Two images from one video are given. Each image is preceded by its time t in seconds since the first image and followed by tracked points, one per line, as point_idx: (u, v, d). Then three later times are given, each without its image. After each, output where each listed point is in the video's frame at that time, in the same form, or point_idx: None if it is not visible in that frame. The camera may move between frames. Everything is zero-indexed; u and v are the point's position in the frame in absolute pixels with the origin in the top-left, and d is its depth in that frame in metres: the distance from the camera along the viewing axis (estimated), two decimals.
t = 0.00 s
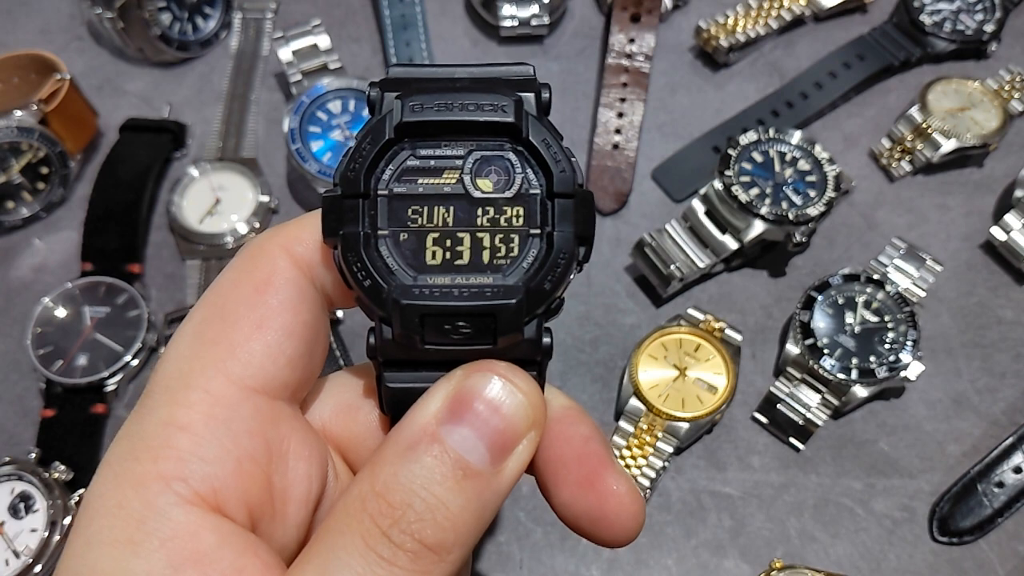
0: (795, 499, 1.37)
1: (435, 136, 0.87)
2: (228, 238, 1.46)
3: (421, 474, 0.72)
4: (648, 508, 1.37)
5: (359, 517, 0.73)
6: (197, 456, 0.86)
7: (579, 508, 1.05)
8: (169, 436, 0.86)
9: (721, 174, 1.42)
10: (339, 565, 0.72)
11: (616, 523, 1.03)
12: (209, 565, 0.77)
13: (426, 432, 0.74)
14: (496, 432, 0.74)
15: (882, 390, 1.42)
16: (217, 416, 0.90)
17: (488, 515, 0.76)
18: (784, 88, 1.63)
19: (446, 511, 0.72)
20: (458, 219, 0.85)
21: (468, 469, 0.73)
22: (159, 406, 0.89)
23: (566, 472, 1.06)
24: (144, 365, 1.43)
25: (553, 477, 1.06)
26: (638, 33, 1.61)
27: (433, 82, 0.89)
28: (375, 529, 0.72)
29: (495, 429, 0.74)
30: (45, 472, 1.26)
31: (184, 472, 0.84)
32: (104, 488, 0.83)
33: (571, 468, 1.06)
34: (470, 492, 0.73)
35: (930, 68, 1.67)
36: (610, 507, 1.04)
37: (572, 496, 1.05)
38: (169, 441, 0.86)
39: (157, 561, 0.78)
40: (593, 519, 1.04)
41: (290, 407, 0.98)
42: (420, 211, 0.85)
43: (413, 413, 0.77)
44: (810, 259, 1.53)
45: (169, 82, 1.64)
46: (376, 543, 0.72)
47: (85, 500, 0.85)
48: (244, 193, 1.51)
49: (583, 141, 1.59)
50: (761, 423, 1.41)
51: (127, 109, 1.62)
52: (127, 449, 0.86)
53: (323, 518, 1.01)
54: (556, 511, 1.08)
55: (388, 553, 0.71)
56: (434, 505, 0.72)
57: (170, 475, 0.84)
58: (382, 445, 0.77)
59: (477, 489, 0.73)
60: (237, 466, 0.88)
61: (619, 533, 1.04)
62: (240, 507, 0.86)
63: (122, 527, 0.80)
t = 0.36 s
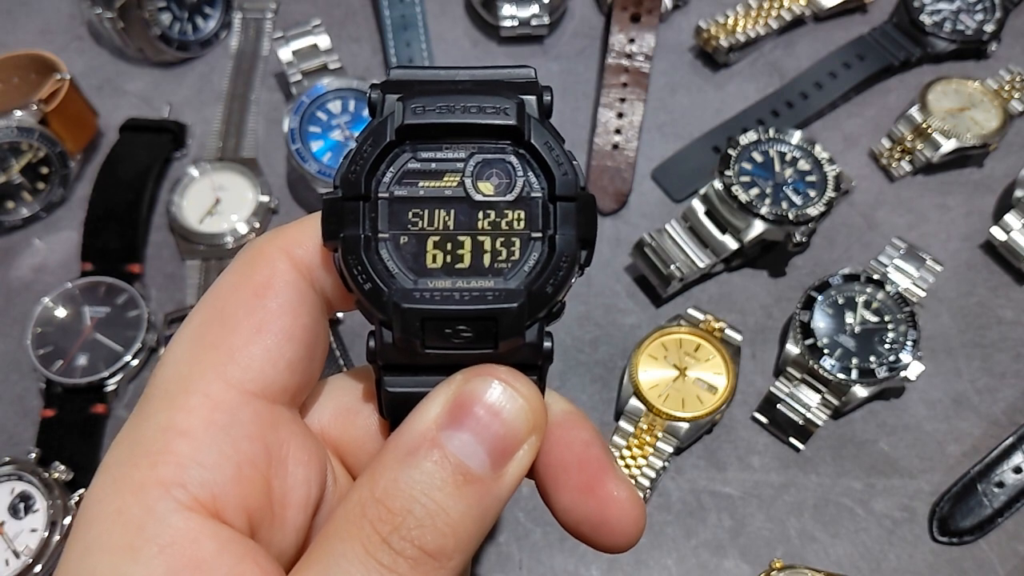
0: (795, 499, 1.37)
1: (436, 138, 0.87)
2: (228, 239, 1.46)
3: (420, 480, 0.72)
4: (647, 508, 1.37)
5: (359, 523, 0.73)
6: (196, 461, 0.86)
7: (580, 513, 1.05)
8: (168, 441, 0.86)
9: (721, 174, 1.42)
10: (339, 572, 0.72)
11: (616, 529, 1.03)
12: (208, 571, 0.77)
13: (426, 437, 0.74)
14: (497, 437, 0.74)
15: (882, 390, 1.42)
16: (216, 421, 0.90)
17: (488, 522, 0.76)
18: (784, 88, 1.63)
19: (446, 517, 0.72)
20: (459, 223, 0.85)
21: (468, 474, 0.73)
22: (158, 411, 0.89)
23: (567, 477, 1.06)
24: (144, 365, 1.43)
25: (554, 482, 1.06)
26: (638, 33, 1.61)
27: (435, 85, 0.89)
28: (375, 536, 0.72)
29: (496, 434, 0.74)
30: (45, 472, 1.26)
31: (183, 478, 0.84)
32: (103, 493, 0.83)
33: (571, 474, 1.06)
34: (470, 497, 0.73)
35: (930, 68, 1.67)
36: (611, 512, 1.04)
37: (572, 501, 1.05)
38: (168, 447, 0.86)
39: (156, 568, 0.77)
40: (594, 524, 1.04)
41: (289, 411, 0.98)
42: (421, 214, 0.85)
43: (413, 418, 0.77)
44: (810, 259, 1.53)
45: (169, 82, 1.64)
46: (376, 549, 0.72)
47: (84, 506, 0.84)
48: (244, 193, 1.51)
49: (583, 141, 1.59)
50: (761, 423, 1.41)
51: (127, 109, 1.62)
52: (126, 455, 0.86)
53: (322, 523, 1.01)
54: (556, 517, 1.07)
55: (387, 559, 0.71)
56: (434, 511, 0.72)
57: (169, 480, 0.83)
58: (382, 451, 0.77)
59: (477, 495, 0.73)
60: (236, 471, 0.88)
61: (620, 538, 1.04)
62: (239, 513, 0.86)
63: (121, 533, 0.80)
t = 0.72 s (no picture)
0: (795, 499, 1.37)
1: (433, 140, 0.87)
2: (228, 239, 1.46)
3: (417, 483, 0.72)
4: (648, 509, 1.37)
5: (356, 526, 0.73)
6: (195, 465, 0.86)
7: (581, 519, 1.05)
8: (167, 445, 0.86)
9: (721, 174, 1.42)
10: None
11: (615, 532, 1.03)
12: None
13: (422, 439, 0.74)
14: (493, 438, 0.74)
15: (882, 390, 1.42)
16: (215, 425, 0.90)
17: (485, 523, 0.76)
18: (784, 88, 1.63)
19: (444, 519, 0.72)
20: (456, 224, 0.84)
21: (465, 476, 0.73)
22: (156, 416, 0.89)
23: (566, 480, 1.06)
24: (144, 365, 1.43)
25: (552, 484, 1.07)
26: (638, 33, 1.61)
27: (431, 87, 0.89)
28: (372, 539, 0.72)
29: (492, 434, 0.74)
30: (44, 472, 1.26)
31: (181, 483, 0.84)
32: (101, 498, 0.83)
33: (569, 476, 1.06)
34: (468, 499, 0.73)
35: (930, 68, 1.67)
36: (610, 514, 1.04)
37: (571, 503, 1.05)
38: (167, 451, 0.86)
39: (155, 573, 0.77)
40: (593, 527, 1.05)
41: (288, 414, 0.98)
42: (418, 215, 0.85)
43: (409, 420, 0.77)
44: (810, 259, 1.53)
45: (170, 82, 1.64)
46: (373, 551, 0.72)
47: (82, 510, 0.84)
48: (243, 193, 1.51)
49: (583, 141, 1.59)
50: (761, 423, 1.41)
51: (127, 109, 1.62)
52: (125, 460, 0.86)
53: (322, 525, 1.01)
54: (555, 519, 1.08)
55: (385, 562, 0.71)
56: (432, 513, 0.72)
57: (168, 485, 0.83)
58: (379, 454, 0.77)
59: (475, 496, 0.74)
60: (235, 475, 0.88)
61: (619, 541, 1.04)
62: (238, 517, 0.86)
63: (120, 538, 0.80)
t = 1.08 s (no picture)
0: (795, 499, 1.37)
1: (439, 140, 0.87)
2: (228, 239, 1.47)
3: (424, 483, 0.72)
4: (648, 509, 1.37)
5: (362, 526, 0.73)
6: (203, 467, 0.86)
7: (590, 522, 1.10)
8: (174, 447, 0.87)
9: (721, 174, 1.42)
10: None
11: (620, 534, 1.10)
12: None
13: (427, 439, 0.74)
14: (498, 437, 0.74)
15: (882, 390, 1.42)
16: (223, 428, 0.90)
17: (492, 524, 0.76)
18: (784, 88, 1.63)
19: (449, 519, 0.72)
20: (463, 223, 0.84)
21: (471, 475, 0.73)
22: (163, 418, 0.89)
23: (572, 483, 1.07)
24: (144, 365, 1.43)
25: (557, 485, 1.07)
26: (638, 33, 1.61)
27: (438, 87, 0.90)
28: (377, 538, 0.72)
29: (496, 433, 0.74)
30: (45, 472, 1.26)
31: (189, 485, 0.84)
32: (109, 501, 0.84)
33: (577, 479, 1.09)
34: (473, 498, 0.73)
35: (930, 68, 1.67)
36: (618, 517, 1.10)
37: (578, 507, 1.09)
38: (175, 454, 0.86)
39: None
40: (599, 530, 1.10)
41: (295, 415, 0.98)
42: (424, 215, 0.85)
43: (414, 420, 0.77)
44: (810, 259, 1.53)
45: (169, 82, 1.64)
46: (378, 552, 0.72)
47: (90, 513, 0.85)
48: (244, 193, 1.51)
49: (583, 141, 1.59)
50: (761, 423, 1.41)
51: (127, 109, 1.62)
52: (133, 462, 0.86)
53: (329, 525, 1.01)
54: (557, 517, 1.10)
55: (390, 561, 0.71)
56: (437, 513, 0.72)
57: (176, 487, 0.84)
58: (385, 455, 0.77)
59: (480, 495, 0.74)
60: (243, 477, 0.88)
61: (622, 542, 1.11)
62: (246, 519, 0.86)
63: (128, 541, 0.80)
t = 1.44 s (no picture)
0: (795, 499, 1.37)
1: (437, 142, 0.87)
2: (228, 239, 1.47)
3: (412, 483, 0.72)
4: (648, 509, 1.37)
5: (353, 527, 0.73)
6: (205, 474, 0.86)
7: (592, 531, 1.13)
8: (177, 455, 0.87)
9: (721, 174, 1.42)
10: None
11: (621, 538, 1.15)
12: None
13: (413, 437, 0.75)
14: (483, 432, 0.74)
15: (883, 390, 1.42)
16: (225, 435, 0.90)
17: (484, 522, 0.76)
18: (784, 88, 1.63)
19: (436, 517, 0.72)
20: (460, 226, 0.84)
21: (458, 473, 0.73)
22: (165, 426, 0.89)
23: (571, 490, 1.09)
24: (144, 365, 1.43)
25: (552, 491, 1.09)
26: (638, 33, 1.61)
27: (438, 91, 0.90)
28: (367, 538, 0.72)
29: (481, 428, 0.74)
30: (45, 472, 1.26)
31: (193, 492, 0.84)
32: (112, 509, 0.83)
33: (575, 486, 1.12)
34: (466, 499, 0.73)
35: (930, 68, 1.67)
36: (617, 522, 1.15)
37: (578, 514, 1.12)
38: (178, 461, 0.86)
39: None
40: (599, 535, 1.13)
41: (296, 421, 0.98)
42: (421, 217, 0.85)
43: (401, 420, 0.77)
44: (810, 259, 1.53)
45: (169, 82, 1.64)
46: (369, 552, 0.72)
47: (93, 521, 0.85)
48: (244, 193, 1.51)
49: (583, 141, 1.59)
50: (761, 423, 1.41)
51: (127, 109, 1.62)
52: (136, 469, 0.86)
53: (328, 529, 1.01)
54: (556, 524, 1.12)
55: (380, 561, 0.72)
56: (424, 511, 0.72)
57: (180, 495, 0.84)
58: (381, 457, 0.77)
59: (473, 496, 0.74)
60: (245, 484, 0.88)
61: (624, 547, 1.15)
62: (249, 526, 0.86)
63: (132, 548, 0.80)
